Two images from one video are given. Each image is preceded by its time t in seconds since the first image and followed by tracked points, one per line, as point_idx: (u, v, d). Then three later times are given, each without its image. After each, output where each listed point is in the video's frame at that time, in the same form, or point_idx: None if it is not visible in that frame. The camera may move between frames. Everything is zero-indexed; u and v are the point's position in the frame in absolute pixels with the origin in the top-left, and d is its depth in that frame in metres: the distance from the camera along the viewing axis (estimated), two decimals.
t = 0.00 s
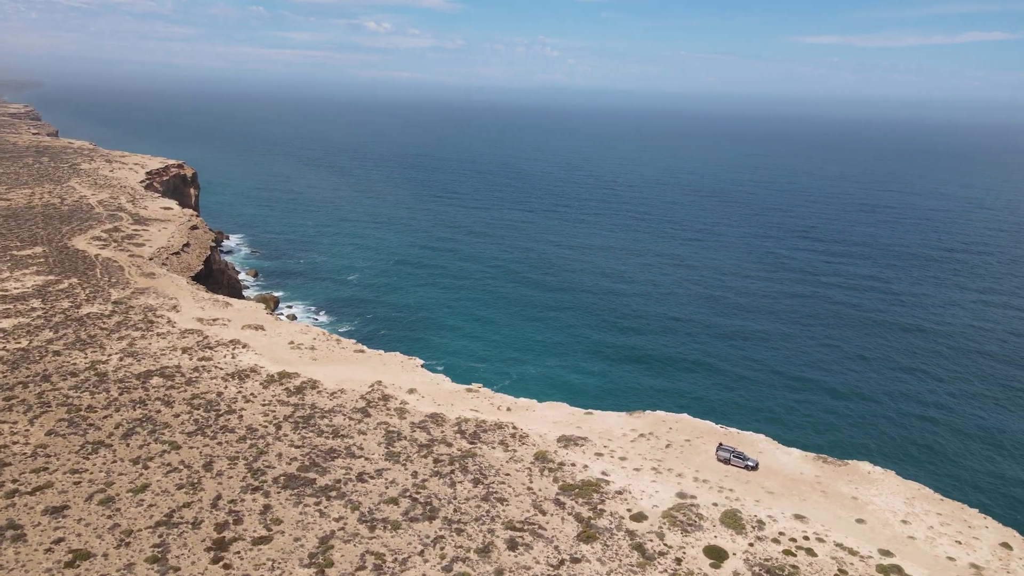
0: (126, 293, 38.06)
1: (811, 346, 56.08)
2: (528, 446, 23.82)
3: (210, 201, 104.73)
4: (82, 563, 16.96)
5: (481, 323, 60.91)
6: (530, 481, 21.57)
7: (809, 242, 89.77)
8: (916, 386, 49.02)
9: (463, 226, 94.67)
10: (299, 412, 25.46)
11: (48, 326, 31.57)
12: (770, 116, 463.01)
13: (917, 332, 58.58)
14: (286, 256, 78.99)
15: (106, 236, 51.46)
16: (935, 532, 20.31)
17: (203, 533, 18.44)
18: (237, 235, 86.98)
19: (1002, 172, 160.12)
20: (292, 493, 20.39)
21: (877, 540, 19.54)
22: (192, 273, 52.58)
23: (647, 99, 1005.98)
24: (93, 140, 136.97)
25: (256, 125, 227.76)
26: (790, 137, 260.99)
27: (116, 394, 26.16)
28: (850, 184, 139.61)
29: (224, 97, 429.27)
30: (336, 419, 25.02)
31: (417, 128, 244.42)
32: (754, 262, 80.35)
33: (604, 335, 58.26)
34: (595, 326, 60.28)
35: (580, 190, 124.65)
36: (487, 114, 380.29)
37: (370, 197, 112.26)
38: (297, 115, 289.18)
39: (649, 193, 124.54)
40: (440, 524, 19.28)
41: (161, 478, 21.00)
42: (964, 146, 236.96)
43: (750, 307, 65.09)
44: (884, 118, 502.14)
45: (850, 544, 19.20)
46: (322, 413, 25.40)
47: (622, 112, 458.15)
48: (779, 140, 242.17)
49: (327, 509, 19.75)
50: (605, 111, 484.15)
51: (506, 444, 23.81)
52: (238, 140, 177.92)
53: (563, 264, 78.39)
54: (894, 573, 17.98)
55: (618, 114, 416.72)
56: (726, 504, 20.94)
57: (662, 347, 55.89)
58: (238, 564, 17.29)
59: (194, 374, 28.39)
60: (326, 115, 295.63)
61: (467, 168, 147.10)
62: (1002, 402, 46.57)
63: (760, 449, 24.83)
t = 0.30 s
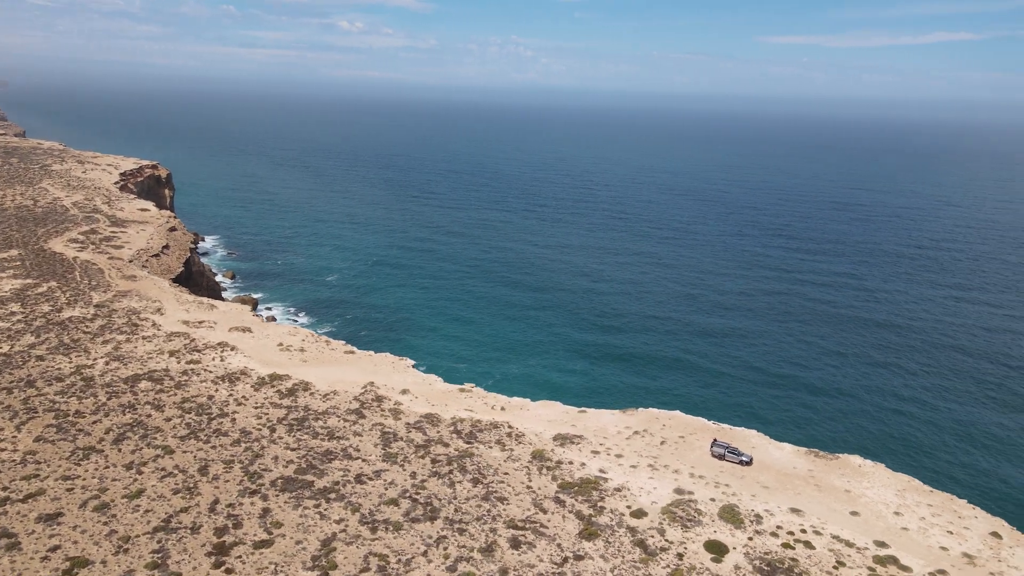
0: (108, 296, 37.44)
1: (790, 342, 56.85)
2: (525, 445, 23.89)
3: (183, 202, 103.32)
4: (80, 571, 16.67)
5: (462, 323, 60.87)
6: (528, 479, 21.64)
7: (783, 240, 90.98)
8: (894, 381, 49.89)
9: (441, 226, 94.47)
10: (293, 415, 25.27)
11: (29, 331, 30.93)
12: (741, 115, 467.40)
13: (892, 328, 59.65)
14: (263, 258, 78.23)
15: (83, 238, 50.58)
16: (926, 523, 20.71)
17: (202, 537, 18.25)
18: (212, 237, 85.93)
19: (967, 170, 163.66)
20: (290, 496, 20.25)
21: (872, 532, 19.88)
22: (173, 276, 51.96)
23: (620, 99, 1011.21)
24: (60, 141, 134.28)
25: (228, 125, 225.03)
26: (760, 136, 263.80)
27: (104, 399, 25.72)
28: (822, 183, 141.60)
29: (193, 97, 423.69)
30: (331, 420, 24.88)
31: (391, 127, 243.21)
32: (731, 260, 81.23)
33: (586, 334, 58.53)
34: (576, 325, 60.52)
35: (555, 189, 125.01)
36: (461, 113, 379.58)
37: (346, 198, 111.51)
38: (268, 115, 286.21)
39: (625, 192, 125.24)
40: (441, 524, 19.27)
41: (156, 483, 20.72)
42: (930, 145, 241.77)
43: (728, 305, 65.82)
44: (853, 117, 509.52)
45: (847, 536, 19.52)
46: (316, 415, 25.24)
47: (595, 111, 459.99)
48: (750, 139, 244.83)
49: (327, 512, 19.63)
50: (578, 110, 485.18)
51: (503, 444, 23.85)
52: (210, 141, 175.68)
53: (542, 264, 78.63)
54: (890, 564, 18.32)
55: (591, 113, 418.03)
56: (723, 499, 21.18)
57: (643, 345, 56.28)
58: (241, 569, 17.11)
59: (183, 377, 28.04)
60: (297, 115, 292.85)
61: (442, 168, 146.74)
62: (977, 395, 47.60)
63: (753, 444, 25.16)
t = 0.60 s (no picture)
0: (74, 301, 36.42)
1: (757, 338, 57.85)
2: (510, 444, 23.94)
3: (141, 205, 100.96)
4: None
5: (433, 324, 60.66)
6: (517, 478, 21.68)
7: (745, 238, 92.53)
8: (858, 374, 51.11)
9: (406, 227, 93.97)
10: (275, 419, 24.96)
11: None
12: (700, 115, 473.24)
13: (854, 322, 61.11)
14: (227, 261, 76.92)
15: (43, 242, 49.18)
16: (905, 510, 21.27)
17: (190, 546, 17.91)
18: (173, 240, 84.19)
19: (918, 167, 168.47)
20: (278, 501, 20.01)
21: (855, 521, 20.35)
22: (138, 280, 50.94)
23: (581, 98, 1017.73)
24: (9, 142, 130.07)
25: (184, 126, 220.46)
26: (719, 135, 267.57)
27: (77, 407, 25.00)
28: (780, 181, 144.33)
29: (146, 96, 414.73)
30: (314, 424, 24.63)
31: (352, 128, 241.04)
32: (695, 258, 82.32)
33: (556, 333, 58.83)
34: (547, 325, 60.76)
35: (519, 189, 125.31)
36: (422, 113, 377.67)
37: (309, 199, 110.16)
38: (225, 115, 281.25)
39: (588, 191, 126.05)
40: (433, 525, 19.23)
41: (138, 491, 20.26)
42: (882, 143, 248.13)
43: (695, 303, 66.70)
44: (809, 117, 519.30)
45: (830, 526, 19.96)
46: (299, 419, 24.97)
47: (555, 111, 462.01)
48: (709, 138, 248.30)
49: (316, 516, 19.44)
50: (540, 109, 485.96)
51: (489, 443, 23.88)
52: (166, 142, 171.96)
53: (509, 264, 78.76)
54: (873, 551, 18.80)
55: (552, 112, 419.17)
56: (710, 493, 21.49)
57: (614, 344, 56.73)
58: None
59: (159, 383, 27.45)
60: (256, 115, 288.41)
61: (405, 168, 145.96)
62: (938, 386, 49.05)
63: (734, 438, 25.56)
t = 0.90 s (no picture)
0: (37, 307, 35.26)
1: (722, 335, 58.76)
2: (495, 443, 23.96)
3: (95, 207, 98.24)
4: None
5: (402, 326, 60.29)
6: (504, 477, 21.73)
7: (706, 236, 93.95)
8: (823, 368, 52.32)
9: (370, 229, 93.19)
10: (255, 423, 24.60)
11: None
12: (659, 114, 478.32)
13: (816, 317, 62.55)
14: (187, 264, 75.35)
15: None
16: (883, 499, 21.86)
17: (176, 554, 17.55)
18: (130, 244, 82.09)
19: (869, 165, 173.11)
20: (264, 506, 19.73)
21: (835, 511, 20.84)
22: (101, 284, 49.78)
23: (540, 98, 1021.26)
24: None
25: (138, 126, 215.16)
26: (677, 134, 270.96)
27: (48, 415, 24.23)
28: (738, 179, 146.78)
29: (95, 95, 404.07)
30: (295, 427, 24.35)
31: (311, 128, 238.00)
32: (658, 257, 83.26)
33: (526, 333, 59.00)
34: (516, 324, 60.88)
35: (482, 189, 125.25)
36: (381, 113, 374.82)
37: (269, 201, 108.43)
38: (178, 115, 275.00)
39: (551, 190, 126.54)
40: (423, 526, 19.17)
41: (118, 501, 19.76)
42: (834, 141, 254.04)
43: (661, 300, 67.53)
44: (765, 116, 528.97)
45: (813, 516, 20.43)
46: (280, 423, 24.66)
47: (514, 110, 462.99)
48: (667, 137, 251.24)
49: (304, 520, 19.22)
50: (499, 108, 485.73)
51: (474, 443, 23.85)
52: (118, 142, 167.51)
53: (475, 264, 78.68)
54: (856, 539, 19.31)
55: (512, 112, 419.63)
56: (695, 487, 21.82)
57: (583, 343, 57.11)
58: None
59: (132, 390, 26.79)
60: (210, 115, 282.74)
61: (366, 169, 144.70)
62: (899, 378, 50.50)
63: (714, 433, 25.98)
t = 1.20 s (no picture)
0: None
1: (690, 332, 59.51)
2: (480, 443, 23.96)
3: (47, 210, 95.32)
4: None
5: (371, 328, 59.78)
6: (492, 477, 21.74)
7: (669, 234, 95.02)
8: (789, 363, 53.37)
9: (333, 230, 92.20)
10: (236, 429, 24.24)
11: None
12: (619, 113, 482.09)
13: (781, 313, 63.80)
14: (147, 268, 73.62)
15: None
16: (861, 488, 22.42)
17: (163, 564, 17.19)
18: (85, 247, 79.84)
19: (824, 163, 177.16)
20: (250, 512, 19.45)
21: (817, 502, 21.31)
22: (62, 289, 48.44)
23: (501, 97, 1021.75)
24: None
25: (90, 126, 209.55)
26: (638, 133, 273.43)
27: (18, 424, 23.47)
28: (698, 177, 148.68)
29: (42, 95, 392.08)
30: (277, 432, 24.05)
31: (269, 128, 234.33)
32: (623, 255, 83.93)
33: (497, 333, 59.00)
34: (486, 325, 60.85)
35: (446, 189, 124.79)
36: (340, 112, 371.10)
37: (228, 202, 106.46)
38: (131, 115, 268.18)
39: (514, 189, 126.62)
40: (414, 528, 19.11)
41: (99, 510, 19.27)
42: (790, 140, 258.93)
43: (628, 299, 68.17)
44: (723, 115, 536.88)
45: (796, 507, 20.87)
46: (261, 427, 24.32)
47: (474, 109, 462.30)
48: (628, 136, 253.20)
49: (293, 525, 19.00)
50: (459, 108, 484.45)
51: (459, 443, 23.81)
52: (69, 143, 162.70)
53: (442, 265, 78.38)
54: (838, 529, 19.77)
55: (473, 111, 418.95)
56: (680, 482, 22.10)
57: (554, 342, 57.32)
58: None
59: (105, 397, 26.12)
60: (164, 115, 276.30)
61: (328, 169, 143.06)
62: (863, 371, 51.77)
63: (695, 428, 26.35)
